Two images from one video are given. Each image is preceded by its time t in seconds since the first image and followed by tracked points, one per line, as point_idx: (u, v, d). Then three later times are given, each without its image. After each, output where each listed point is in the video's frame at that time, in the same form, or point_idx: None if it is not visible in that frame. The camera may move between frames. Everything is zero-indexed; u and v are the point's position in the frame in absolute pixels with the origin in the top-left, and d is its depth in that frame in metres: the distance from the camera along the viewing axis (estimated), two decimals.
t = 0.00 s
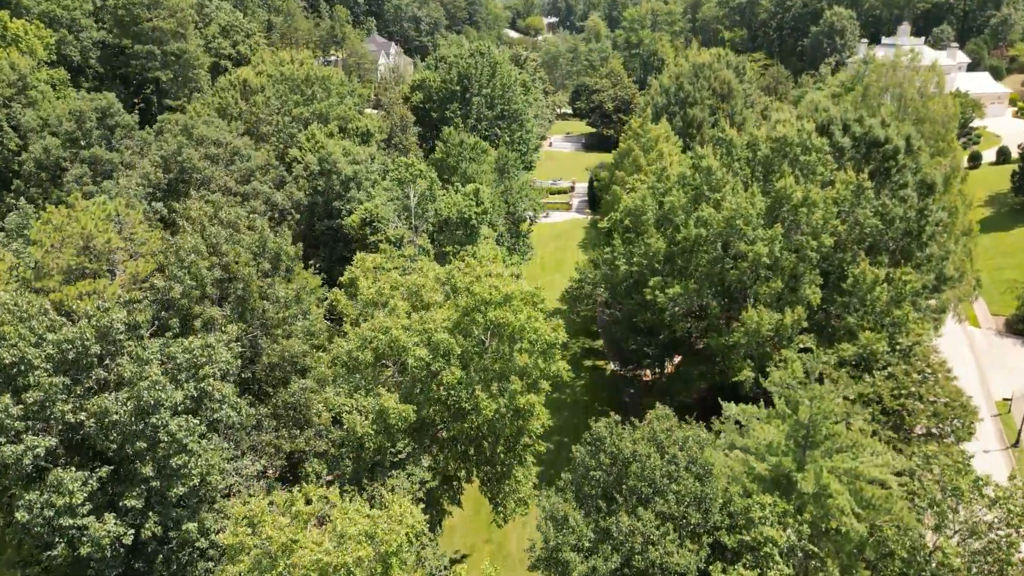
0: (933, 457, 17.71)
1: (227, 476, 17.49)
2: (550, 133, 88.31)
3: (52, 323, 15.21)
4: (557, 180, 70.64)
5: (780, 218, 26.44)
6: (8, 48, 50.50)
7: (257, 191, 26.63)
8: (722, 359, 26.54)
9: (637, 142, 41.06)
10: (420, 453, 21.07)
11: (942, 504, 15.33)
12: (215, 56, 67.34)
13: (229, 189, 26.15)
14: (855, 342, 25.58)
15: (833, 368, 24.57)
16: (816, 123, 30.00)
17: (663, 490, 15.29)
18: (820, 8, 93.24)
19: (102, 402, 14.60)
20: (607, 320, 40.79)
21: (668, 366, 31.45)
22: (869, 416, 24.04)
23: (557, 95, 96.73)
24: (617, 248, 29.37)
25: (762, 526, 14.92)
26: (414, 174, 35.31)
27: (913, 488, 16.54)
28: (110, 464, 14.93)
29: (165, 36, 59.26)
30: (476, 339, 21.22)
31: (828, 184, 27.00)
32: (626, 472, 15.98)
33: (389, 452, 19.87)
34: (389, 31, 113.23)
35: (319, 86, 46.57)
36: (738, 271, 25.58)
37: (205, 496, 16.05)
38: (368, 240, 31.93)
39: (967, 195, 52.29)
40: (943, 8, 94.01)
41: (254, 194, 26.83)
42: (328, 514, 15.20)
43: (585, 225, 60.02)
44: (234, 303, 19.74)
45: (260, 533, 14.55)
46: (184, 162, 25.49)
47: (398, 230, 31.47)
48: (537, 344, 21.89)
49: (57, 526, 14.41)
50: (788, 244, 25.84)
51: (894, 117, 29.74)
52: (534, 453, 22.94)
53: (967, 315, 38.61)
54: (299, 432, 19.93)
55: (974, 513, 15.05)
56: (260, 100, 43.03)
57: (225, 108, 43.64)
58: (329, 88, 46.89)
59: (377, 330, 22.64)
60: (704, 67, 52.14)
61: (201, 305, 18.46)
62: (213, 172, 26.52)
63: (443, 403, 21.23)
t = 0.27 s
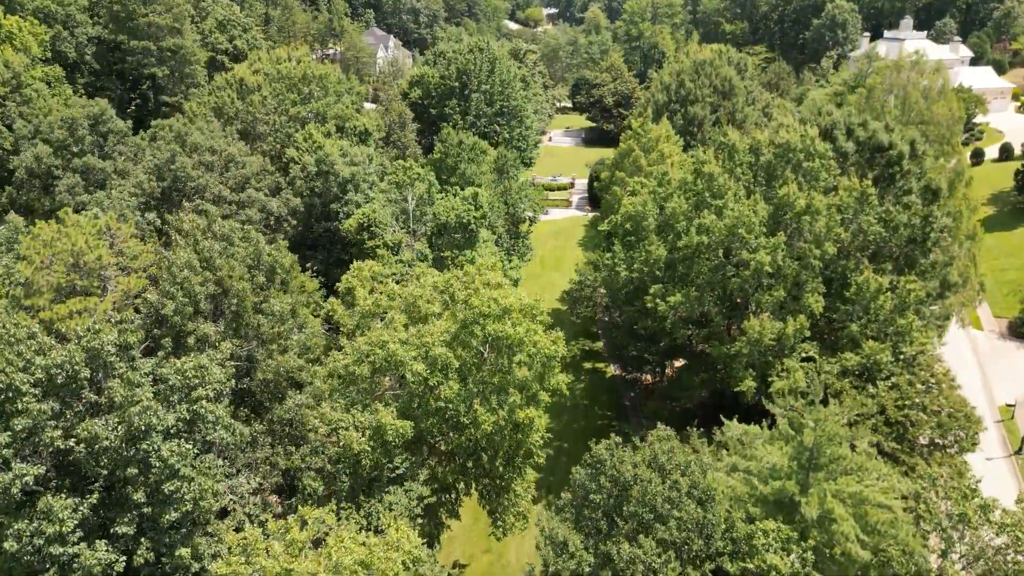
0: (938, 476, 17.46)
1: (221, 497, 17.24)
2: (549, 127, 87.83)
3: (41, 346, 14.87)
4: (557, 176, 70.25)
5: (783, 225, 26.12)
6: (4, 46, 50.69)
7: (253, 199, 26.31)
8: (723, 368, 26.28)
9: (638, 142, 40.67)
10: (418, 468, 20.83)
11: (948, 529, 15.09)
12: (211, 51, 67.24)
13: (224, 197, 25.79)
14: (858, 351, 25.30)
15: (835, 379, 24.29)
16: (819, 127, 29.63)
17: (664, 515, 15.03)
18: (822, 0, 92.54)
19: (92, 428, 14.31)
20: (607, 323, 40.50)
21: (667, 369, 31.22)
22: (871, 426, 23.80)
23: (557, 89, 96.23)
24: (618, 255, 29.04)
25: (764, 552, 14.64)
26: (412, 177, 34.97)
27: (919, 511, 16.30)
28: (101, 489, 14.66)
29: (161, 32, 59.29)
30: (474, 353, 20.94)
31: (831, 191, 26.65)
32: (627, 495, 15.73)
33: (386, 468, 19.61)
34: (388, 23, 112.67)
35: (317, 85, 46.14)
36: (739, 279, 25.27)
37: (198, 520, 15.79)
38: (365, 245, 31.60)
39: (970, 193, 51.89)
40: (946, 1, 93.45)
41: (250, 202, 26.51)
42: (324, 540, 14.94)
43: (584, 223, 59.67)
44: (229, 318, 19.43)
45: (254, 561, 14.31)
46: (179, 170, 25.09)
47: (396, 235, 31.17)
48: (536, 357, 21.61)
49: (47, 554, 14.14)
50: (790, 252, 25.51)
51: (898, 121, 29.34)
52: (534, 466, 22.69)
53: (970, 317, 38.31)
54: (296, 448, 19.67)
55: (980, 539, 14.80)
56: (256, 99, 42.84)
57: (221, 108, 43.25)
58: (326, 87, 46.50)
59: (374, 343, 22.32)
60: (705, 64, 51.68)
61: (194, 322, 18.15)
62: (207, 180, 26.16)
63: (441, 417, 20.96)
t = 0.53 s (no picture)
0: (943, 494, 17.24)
1: (216, 514, 17.04)
2: (549, 122, 87.43)
3: (32, 366, 14.60)
4: (556, 172, 69.91)
5: (785, 231, 25.84)
6: None
7: (249, 206, 26.05)
8: (723, 376, 26.06)
9: (638, 142, 40.34)
10: (416, 481, 20.62)
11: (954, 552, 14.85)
12: (208, 47, 66.77)
13: (220, 204, 25.52)
14: (861, 359, 25.07)
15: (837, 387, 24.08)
16: (821, 130, 29.31)
17: (665, 538, 14.80)
18: None
19: (84, 451, 14.05)
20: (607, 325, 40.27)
21: (667, 373, 31.14)
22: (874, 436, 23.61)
23: (557, 84, 95.76)
24: (618, 260, 28.78)
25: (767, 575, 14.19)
26: (410, 179, 34.65)
27: (925, 532, 16.04)
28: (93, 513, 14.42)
29: (158, 28, 58.92)
30: (473, 365, 20.68)
31: (834, 197, 26.34)
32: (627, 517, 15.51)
33: (384, 483, 19.38)
34: (386, 16, 112.09)
35: (314, 83, 45.77)
36: (741, 287, 25.00)
37: (192, 541, 15.55)
38: (363, 249, 31.35)
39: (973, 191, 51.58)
40: None
41: (246, 208, 26.25)
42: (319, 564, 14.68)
43: (584, 221, 59.38)
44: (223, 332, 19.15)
45: None
46: (174, 177, 24.82)
47: (394, 239, 30.92)
48: (536, 368, 21.35)
49: None
50: (792, 259, 25.25)
51: (901, 125, 29.01)
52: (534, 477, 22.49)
53: (972, 319, 38.09)
54: (292, 462, 19.43)
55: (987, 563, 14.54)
56: (253, 98, 42.46)
57: (218, 107, 42.92)
58: (324, 85, 46.12)
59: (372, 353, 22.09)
60: (706, 62, 51.30)
61: (189, 337, 17.87)
62: (203, 186, 25.90)
63: (440, 430, 20.72)
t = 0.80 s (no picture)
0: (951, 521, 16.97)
1: (211, 535, 16.83)
2: (549, 117, 86.93)
3: (21, 392, 14.40)
4: (556, 168, 69.51)
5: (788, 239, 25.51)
6: None
7: (245, 214, 25.73)
8: (725, 385, 25.78)
9: (639, 143, 39.95)
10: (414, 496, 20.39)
11: None
12: (205, 42, 66.31)
13: (216, 212, 25.19)
14: (864, 368, 24.80)
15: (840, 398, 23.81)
16: (824, 134, 28.93)
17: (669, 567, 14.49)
18: None
19: (74, 480, 13.83)
20: (607, 327, 39.98)
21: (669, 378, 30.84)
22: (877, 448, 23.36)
23: (557, 77, 95.22)
24: (618, 266, 28.46)
25: None
26: (408, 182, 34.29)
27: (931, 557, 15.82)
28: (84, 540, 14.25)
29: (154, 24, 58.50)
30: (471, 380, 20.44)
31: (838, 204, 25.97)
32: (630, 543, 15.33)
33: (381, 500, 19.15)
34: (385, 8, 111.45)
35: (312, 81, 45.32)
36: (744, 296, 24.68)
37: (187, 567, 15.36)
38: (360, 254, 31.02)
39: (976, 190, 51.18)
40: None
41: (242, 216, 25.91)
42: None
43: (584, 219, 59.03)
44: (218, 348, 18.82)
45: None
46: (169, 186, 24.49)
47: (392, 245, 30.60)
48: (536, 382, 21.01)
49: None
50: (795, 267, 24.93)
51: (906, 129, 28.63)
52: (534, 490, 22.23)
53: (976, 321, 37.78)
54: (289, 479, 19.20)
55: None
56: (250, 98, 42.12)
57: (215, 107, 42.51)
58: (321, 83, 45.68)
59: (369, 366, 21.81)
60: (707, 59, 50.85)
61: (182, 355, 17.59)
62: (198, 194, 25.56)
63: (438, 445, 20.45)
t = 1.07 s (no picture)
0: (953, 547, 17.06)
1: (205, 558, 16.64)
2: (549, 111, 86.37)
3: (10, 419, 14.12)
4: (556, 165, 69.06)
5: (790, 247, 25.18)
6: None
7: (241, 223, 25.41)
8: (727, 394, 25.51)
9: (639, 144, 39.54)
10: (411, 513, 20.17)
11: None
12: (202, 37, 65.82)
13: (211, 222, 24.84)
14: (867, 379, 24.54)
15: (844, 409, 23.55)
16: (828, 139, 28.56)
17: None
18: None
19: (65, 510, 13.61)
20: (606, 330, 39.70)
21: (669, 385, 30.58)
22: (880, 460, 23.12)
23: (557, 71, 94.61)
24: (619, 273, 28.13)
25: None
26: (406, 186, 33.94)
27: None
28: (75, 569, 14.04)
29: (150, 20, 58.03)
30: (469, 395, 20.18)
31: (841, 212, 25.65)
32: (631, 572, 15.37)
33: (378, 518, 18.92)
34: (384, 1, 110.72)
35: (309, 81, 44.82)
36: (745, 306, 24.40)
37: None
38: (358, 260, 30.67)
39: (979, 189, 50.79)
40: None
41: (238, 226, 25.55)
42: None
43: (584, 216, 58.66)
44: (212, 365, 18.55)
45: None
46: (163, 196, 24.12)
47: (390, 250, 30.24)
48: (535, 397, 20.74)
49: None
50: (798, 276, 24.61)
51: (910, 134, 28.27)
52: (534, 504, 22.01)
53: (978, 324, 37.47)
54: (285, 497, 18.96)
55: None
56: (246, 98, 41.71)
57: (211, 107, 42.01)
58: (319, 82, 45.23)
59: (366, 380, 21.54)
60: (708, 56, 50.37)
61: (175, 375, 17.34)
62: (192, 203, 25.19)
63: (436, 461, 20.21)
